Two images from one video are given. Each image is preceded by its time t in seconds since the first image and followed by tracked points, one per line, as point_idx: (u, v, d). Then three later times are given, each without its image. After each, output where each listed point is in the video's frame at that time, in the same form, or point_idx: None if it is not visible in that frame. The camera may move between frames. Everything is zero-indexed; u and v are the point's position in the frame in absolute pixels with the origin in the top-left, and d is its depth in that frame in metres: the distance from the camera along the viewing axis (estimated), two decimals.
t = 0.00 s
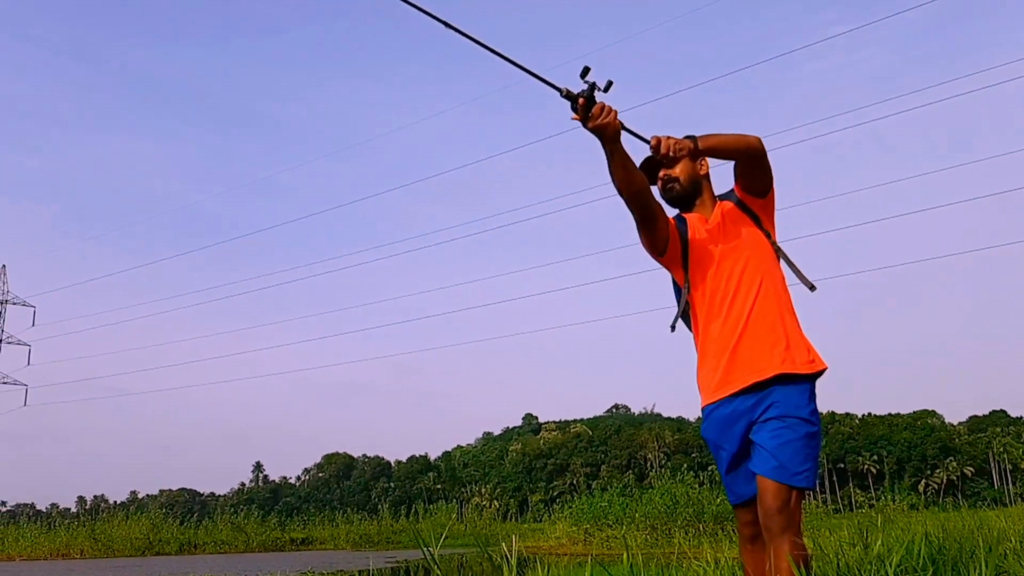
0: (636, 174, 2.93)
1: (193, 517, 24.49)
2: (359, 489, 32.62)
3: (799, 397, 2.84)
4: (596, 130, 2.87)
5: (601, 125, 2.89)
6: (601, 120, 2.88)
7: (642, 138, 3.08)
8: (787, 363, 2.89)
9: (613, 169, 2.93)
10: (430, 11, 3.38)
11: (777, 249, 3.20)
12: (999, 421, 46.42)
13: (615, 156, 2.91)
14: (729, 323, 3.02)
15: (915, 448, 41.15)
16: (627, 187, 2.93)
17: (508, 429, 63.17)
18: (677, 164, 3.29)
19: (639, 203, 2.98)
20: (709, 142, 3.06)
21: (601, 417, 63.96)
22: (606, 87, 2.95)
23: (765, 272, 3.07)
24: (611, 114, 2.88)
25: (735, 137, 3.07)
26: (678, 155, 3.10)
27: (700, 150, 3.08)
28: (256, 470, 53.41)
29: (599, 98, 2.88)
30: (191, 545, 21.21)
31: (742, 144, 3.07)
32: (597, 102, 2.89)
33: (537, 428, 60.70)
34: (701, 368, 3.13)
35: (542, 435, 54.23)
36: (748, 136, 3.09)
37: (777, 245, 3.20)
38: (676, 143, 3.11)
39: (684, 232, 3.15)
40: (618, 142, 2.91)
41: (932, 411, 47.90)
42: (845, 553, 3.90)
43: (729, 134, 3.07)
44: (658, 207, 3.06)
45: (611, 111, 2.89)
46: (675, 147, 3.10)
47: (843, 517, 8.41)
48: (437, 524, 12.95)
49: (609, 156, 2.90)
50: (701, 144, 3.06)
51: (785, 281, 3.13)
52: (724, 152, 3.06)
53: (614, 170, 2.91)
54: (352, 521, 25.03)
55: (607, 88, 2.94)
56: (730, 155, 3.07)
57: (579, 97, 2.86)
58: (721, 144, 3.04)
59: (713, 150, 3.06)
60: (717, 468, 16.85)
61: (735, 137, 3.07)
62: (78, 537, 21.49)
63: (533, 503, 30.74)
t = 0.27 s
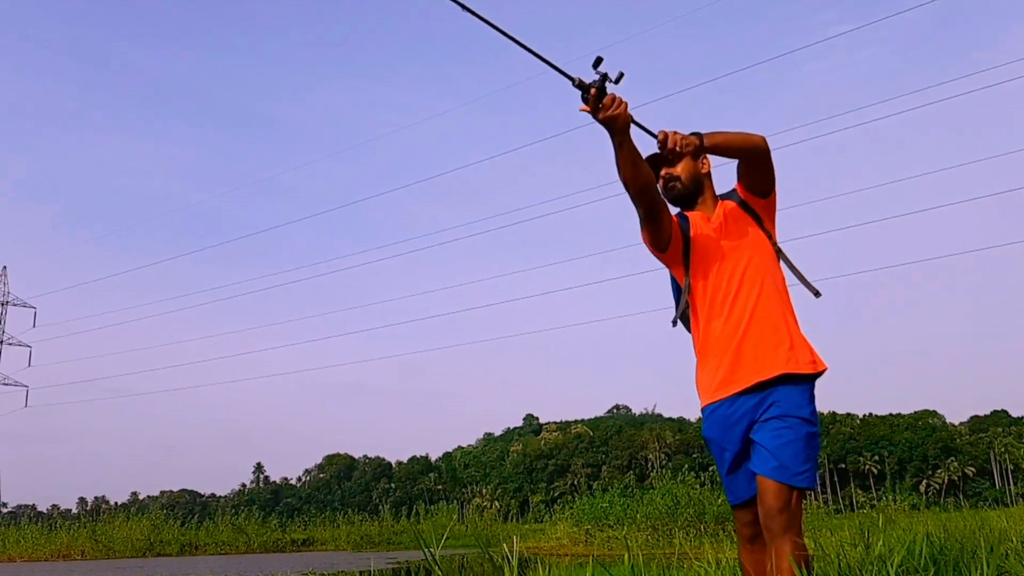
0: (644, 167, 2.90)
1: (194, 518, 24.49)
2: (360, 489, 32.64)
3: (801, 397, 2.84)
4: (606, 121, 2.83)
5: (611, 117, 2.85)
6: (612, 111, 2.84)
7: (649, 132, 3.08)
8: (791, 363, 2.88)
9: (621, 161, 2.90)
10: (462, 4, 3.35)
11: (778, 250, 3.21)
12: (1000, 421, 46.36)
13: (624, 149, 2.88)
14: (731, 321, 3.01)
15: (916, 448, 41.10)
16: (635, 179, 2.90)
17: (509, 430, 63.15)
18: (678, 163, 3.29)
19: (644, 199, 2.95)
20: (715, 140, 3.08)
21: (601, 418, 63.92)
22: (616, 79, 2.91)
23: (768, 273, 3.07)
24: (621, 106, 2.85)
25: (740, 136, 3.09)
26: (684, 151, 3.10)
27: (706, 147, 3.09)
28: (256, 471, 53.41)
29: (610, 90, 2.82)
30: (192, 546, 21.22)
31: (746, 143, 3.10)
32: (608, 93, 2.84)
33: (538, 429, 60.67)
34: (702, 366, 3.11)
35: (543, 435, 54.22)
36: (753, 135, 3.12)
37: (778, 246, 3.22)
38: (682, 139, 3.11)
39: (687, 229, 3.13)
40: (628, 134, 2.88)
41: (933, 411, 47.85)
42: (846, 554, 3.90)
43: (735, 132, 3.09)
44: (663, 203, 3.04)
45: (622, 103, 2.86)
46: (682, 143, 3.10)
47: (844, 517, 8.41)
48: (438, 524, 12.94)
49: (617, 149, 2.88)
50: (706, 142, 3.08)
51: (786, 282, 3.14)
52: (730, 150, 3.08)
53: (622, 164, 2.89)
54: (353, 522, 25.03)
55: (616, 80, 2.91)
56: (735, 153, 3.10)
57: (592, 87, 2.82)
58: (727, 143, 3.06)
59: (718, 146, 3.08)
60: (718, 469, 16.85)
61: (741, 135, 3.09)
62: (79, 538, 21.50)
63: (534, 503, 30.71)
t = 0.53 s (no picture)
0: (651, 161, 2.91)
1: (196, 517, 24.51)
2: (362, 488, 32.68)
3: (803, 395, 2.84)
4: (615, 113, 2.84)
5: (620, 108, 2.86)
6: (622, 103, 2.85)
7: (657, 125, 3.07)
8: (796, 361, 2.88)
9: (628, 154, 2.91)
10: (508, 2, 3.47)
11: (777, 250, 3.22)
12: (1002, 421, 46.28)
13: (632, 141, 2.89)
14: (734, 319, 3.01)
15: (918, 447, 41.06)
16: (642, 173, 2.91)
17: (510, 429, 63.14)
18: (679, 162, 3.30)
19: (649, 191, 2.94)
20: (720, 136, 3.08)
21: (603, 417, 63.91)
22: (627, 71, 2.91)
23: (770, 272, 3.08)
24: (631, 96, 2.85)
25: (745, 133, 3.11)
26: (689, 146, 3.09)
27: (710, 143, 3.09)
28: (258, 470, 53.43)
29: (621, 80, 2.81)
30: (194, 545, 21.25)
31: (750, 142, 3.11)
32: (618, 82, 2.83)
33: (539, 428, 60.66)
34: (704, 364, 3.11)
35: (544, 435, 54.21)
36: (759, 133, 3.14)
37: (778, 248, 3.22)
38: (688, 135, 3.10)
39: (690, 226, 3.12)
40: (636, 126, 2.89)
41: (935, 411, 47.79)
42: (848, 553, 3.88)
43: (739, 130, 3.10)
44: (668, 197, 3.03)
45: (633, 95, 2.86)
46: (687, 138, 3.09)
47: (846, 516, 8.39)
48: (439, 524, 12.92)
49: (626, 141, 2.89)
50: (710, 139, 3.08)
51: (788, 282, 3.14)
52: (733, 147, 3.09)
53: (630, 156, 2.89)
54: (354, 521, 25.06)
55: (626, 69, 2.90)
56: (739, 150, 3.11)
57: (604, 76, 2.82)
58: (731, 139, 3.07)
59: (722, 143, 3.09)
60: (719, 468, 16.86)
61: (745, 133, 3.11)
62: (81, 537, 21.55)
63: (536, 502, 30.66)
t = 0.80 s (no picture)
0: (657, 156, 2.90)
1: (197, 517, 24.54)
2: (363, 488, 32.69)
3: (803, 395, 2.84)
4: (624, 106, 2.82)
5: (630, 101, 2.84)
6: (631, 96, 2.83)
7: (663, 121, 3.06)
8: (798, 361, 2.88)
9: (634, 147, 2.90)
10: None
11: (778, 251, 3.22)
12: (1003, 421, 46.23)
13: (639, 135, 2.88)
14: (736, 317, 3.01)
15: (919, 448, 41.06)
16: (647, 168, 2.90)
17: (511, 429, 63.13)
18: (682, 161, 3.29)
19: (654, 188, 2.93)
20: (725, 135, 3.08)
21: (603, 417, 63.92)
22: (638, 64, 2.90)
23: (771, 273, 3.08)
24: (641, 90, 2.83)
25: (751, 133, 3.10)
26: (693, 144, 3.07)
27: (715, 142, 3.09)
28: (258, 470, 53.41)
29: (632, 73, 2.80)
30: (195, 545, 21.25)
31: (755, 142, 3.11)
32: (628, 75, 2.82)
33: (541, 428, 60.66)
34: (704, 362, 3.10)
35: (545, 435, 54.21)
36: (762, 134, 3.14)
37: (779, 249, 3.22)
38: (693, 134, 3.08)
39: (693, 225, 3.12)
40: (645, 121, 2.88)
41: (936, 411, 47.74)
42: (849, 553, 3.87)
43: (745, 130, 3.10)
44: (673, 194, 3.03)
45: (643, 89, 2.85)
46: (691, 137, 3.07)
47: (847, 518, 8.38)
48: (440, 524, 12.93)
49: (633, 135, 2.88)
50: (715, 137, 3.07)
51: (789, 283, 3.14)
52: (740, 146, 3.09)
53: (636, 150, 2.89)
54: (355, 521, 25.05)
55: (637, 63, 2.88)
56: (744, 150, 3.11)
57: (615, 68, 2.80)
58: (736, 139, 3.06)
59: (727, 143, 3.08)
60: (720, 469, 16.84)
61: (750, 133, 3.10)
62: (82, 537, 21.55)
63: (537, 503, 30.62)
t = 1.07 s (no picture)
0: (662, 154, 2.88)
1: (197, 518, 24.53)
2: (363, 490, 32.66)
3: (803, 396, 2.83)
4: (630, 102, 2.80)
5: (636, 97, 2.82)
6: (638, 91, 2.81)
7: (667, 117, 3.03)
8: (798, 362, 2.88)
9: (640, 145, 2.89)
10: None
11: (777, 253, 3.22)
12: (1003, 423, 46.22)
13: (644, 133, 2.87)
14: (737, 317, 3.01)
15: (919, 449, 41.06)
16: (651, 165, 2.89)
17: (511, 431, 63.09)
18: (683, 161, 3.28)
19: (658, 185, 2.92)
20: (727, 135, 3.07)
21: (603, 419, 63.90)
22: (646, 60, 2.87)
23: (772, 275, 3.08)
24: (648, 86, 2.80)
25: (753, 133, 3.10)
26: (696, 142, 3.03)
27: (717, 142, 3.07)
28: (258, 471, 53.39)
29: (639, 68, 2.78)
30: (195, 547, 21.25)
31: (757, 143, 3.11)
32: (637, 70, 2.79)
33: (541, 430, 60.62)
34: (704, 361, 3.10)
35: (545, 436, 54.19)
36: (764, 135, 3.14)
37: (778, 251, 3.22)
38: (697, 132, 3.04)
39: (694, 225, 3.11)
40: (650, 117, 2.86)
41: (937, 413, 47.70)
42: (849, 555, 3.87)
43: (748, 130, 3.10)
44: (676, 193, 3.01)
45: (650, 85, 2.82)
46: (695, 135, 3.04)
47: (848, 519, 8.37)
48: (440, 526, 12.92)
49: (638, 131, 2.86)
50: (717, 136, 3.05)
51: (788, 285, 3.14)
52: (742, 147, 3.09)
53: (641, 146, 2.87)
54: (355, 522, 25.03)
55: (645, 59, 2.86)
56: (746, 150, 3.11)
57: (623, 63, 2.78)
58: (739, 138, 3.05)
59: (729, 143, 3.07)
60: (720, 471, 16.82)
61: (753, 133, 3.10)
62: (82, 538, 21.53)
63: (536, 505, 30.58)
